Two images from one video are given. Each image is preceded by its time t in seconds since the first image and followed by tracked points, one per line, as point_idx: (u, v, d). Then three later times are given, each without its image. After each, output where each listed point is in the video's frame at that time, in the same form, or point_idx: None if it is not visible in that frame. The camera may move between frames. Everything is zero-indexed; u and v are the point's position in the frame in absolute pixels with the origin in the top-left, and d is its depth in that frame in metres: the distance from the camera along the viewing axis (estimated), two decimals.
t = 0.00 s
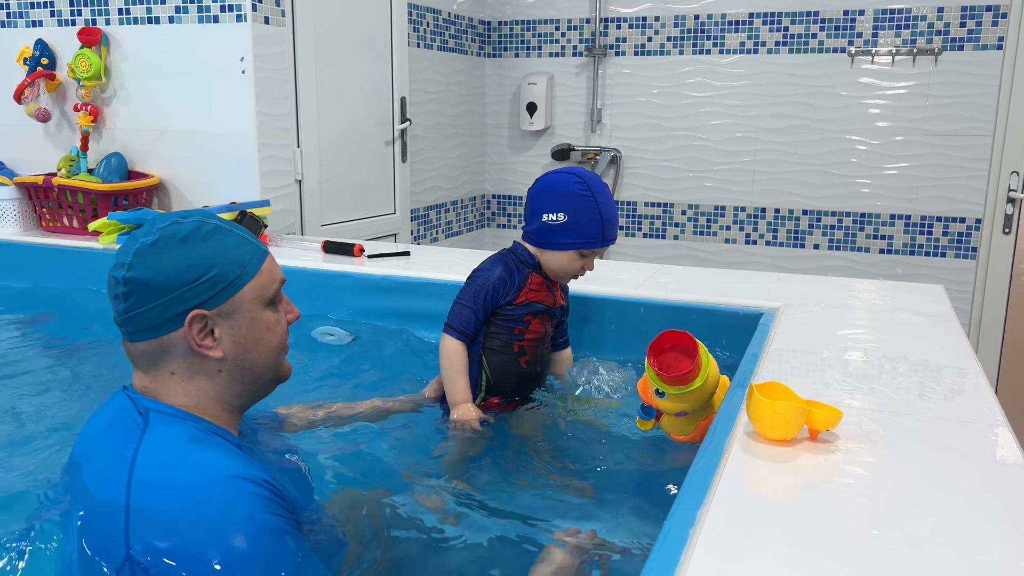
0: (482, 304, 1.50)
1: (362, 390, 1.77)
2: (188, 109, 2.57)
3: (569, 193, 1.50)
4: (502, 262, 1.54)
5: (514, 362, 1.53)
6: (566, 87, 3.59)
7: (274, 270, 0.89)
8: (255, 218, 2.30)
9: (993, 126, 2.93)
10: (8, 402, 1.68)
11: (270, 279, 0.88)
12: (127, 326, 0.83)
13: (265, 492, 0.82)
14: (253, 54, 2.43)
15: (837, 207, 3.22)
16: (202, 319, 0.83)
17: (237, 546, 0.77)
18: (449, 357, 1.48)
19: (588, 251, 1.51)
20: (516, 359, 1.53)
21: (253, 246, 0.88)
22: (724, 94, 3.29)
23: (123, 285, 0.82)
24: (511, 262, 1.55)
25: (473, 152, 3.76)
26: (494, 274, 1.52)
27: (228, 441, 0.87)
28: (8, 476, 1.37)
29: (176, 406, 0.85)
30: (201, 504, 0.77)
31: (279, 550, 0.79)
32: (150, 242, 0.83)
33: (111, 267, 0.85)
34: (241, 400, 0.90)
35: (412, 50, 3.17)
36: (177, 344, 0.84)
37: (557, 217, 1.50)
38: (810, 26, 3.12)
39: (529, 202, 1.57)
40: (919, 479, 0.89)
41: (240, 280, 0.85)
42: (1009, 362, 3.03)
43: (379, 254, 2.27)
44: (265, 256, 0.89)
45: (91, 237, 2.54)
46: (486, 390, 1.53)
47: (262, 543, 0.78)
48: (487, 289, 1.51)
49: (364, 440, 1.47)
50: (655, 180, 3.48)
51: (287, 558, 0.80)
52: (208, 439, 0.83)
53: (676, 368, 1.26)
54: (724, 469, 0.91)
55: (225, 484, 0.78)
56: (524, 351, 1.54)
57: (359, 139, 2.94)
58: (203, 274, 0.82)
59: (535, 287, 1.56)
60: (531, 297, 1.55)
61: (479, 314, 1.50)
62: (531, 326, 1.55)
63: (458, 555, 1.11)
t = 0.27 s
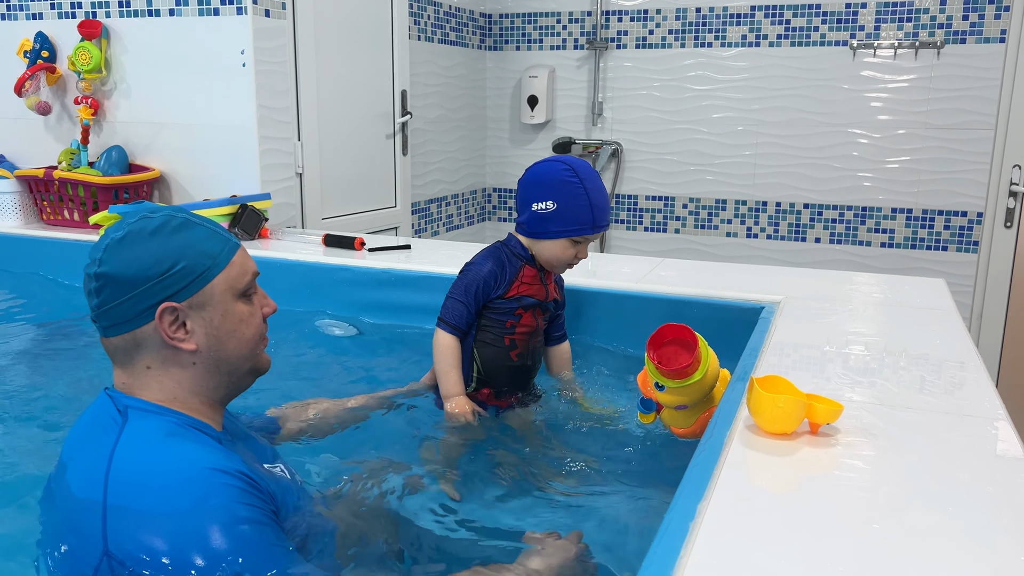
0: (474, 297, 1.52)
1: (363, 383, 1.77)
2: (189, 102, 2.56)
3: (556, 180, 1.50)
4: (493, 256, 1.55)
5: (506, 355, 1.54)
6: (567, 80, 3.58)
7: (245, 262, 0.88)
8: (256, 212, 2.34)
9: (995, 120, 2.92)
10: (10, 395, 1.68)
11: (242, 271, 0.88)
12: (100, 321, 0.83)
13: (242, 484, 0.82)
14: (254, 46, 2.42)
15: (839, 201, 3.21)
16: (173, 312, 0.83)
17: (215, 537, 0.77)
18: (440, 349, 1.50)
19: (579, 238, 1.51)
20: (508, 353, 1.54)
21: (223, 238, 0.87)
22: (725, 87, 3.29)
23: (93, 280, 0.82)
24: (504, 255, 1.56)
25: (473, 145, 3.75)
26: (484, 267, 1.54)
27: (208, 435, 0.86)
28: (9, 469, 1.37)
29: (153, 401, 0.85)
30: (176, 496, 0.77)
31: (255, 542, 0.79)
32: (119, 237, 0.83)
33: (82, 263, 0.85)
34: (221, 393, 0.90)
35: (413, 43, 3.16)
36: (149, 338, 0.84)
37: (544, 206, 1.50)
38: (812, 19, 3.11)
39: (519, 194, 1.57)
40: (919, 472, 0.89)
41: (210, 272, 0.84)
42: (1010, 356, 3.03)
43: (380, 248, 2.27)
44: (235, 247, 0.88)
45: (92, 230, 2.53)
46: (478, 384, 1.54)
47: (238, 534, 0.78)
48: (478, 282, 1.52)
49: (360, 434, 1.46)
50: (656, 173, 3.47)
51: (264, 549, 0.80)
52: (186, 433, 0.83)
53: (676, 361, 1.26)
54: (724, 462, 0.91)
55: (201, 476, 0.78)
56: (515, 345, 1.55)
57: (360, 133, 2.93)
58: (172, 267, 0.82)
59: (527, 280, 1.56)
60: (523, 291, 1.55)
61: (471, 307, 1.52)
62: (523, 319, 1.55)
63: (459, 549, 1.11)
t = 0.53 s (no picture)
0: (466, 293, 1.47)
1: (364, 377, 1.77)
2: (190, 96, 2.56)
3: (520, 161, 1.46)
4: (478, 251, 1.50)
5: (510, 348, 1.50)
6: (569, 74, 3.57)
7: (226, 256, 0.88)
8: (257, 206, 2.34)
9: (998, 113, 2.91)
10: (12, 389, 1.69)
11: (223, 265, 0.87)
12: (84, 315, 0.84)
13: (228, 479, 0.82)
14: (255, 40, 2.42)
15: (841, 195, 3.21)
16: (152, 308, 0.83)
17: (198, 535, 0.76)
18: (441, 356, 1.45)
19: (552, 217, 1.45)
20: (512, 347, 1.50)
21: (204, 231, 0.86)
22: (727, 81, 3.28)
23: (74, 275, 0.82)
24: (487, 248, 1.50)
25: (475, 139, 3.75)
26: (470, 263, 1.48)
27: (194, 429, 0.87)
28: (13, 462, 1.37)
29: (139, 395, 0.86)
30: (161, 495, 0.77)
31: (243, 538, 0.79)
32: (98, 232, 0.83)
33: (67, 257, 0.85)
34: (206, 387, 0.90)
35: (415, 36, 3.16)
36: (130, 333, 0.84)
37: (513, 188, 1.45)
38: (814, 12, 3.10)
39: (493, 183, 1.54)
40: (920, 466, 0.89)
41: (189, 266, 0.84)
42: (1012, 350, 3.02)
43: (381, 242, 2.27)
44: (217, 240, 0.87)
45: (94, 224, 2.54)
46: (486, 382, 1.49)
47: (226, 530, 0.78)
48: (467, 279, 1.47)
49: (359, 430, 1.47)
50: (658, 167, 3.47)
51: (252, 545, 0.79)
52: (172, 428, 0.83)
53: (677, 355, 1.26)
54: (726, 457, 0.92)
55: (182, 474, 0.78)
56: (518, 337, 1.51)
57: (362, 126, 2.93)
58: (150, 262, 0.82)
59: (517, 270, 1.51)
60: (515, 281, 1.50)
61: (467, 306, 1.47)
62: (522, 310, 1.51)
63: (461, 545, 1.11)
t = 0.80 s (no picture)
0: (457, 293, 1.47)
1: (366, 372, 1.77)
2: (191, 91, 2.56)
3: (485, 154, 1.45)
4: (465, 252, 1.49)
5: (511, 345, 1.49)
6: (570, 69, 3.56)
7: (228, 242, 0.87)
8: (259, 202, 2.35)
9: (1000, 109, 2.90)
10: (14, 383, 1.69)
11: (225, 250, 0.87)
12: (88, 302, 0.85)
13: (230, 467, 0.82)
14: (256, 35, 2.42)
15: (843, 190, 3.20)
16: (153, 295, 0.83)
17: (197, 523, 0.77)
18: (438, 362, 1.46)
19: (522, 208, 1.42)
20: (512, 344, 1.49)
21: (206, 217, 0.86)
22: (729, 76, 3.27)
23: (78, 262, 0.83)
24: (472, 247, 1.49)
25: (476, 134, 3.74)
26: (455, 265, 1.48)
27: (200, 416, 0.87)
28: (15, 456, 1.38)
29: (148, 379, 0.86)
30: (163, 481, 0.78)
31: (242, 526, 0.80)
32: (100, 219, 0.83)
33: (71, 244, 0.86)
34: (212, 372, 0.90)
35: (416, 31, 3.15)
36: (134, 320, 0.85)
37: (482, 181, 1.45)
38: (817, 7, 3.09)
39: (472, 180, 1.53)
40: (922, 462, 0.89)
41: (190, 253, 0.84)
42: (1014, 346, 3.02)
43: (382, 237, 2.27)
44: (220, 226, 0.87)
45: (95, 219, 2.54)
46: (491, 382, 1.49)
47: (226, 518, 0.79)
48: (454, 281, 1.47)
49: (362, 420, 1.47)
50: (659, 162, 3.46)
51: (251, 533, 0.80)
52: (177, 413, 0.84)
53: (676, 351, 1.26)
54: (726, 452, 0.92)
55: (185, 462, 0.78)
56: (518, 333, 1.50)
57: (363, 121, 2.93)
58: (151, 249, 0.82)
59: (505, 265, 1.49)
60: (505, 275, 1.49)
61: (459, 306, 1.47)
62: (517, 305, 1.49)
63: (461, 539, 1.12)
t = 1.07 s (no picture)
0: (463, 292, 1.47)
1: (368, 368, 1.78)
2: (193, 87, 2.56)
3: (483, 152, 1.44)
4: (471, 251, 1.50)
5: (516, 343, 1.50)
6: (571, 65, 3.56)
7: (255, 240, 0.88)
8: (260, 198, 2.30)
9: (1003, 105, 2.90)
10: (15, 379, 1.69)
11: (252, 249, 0.88)
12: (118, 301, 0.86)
13: (244, 463, 0.83)
14: (257, 31, 2.41)
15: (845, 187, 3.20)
16: (182, 293, 0.84)
17: (206, 515, 0.78)
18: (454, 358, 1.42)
19: (517, 206, 1.40)
20: (516, 341, 1.50)
21: (232, 216, 0.87)
22: (731, 72, 3.27)
23: (108, 261, 0.84)
24: (478, 245, 1.50)
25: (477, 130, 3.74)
26: (460, 263, 1.48)
27: (220, 411, 0.88)
28: (18, 451, 1.38)
29: (177, 371, 0.88)
30: (177, 471, 0.79)
31: (249, 522, 0.80)
32: (129, 218, 0.84)
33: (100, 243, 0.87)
34: (235, 367, 0.91)
35: (418, 27, 3.15)
36: (163, 317, 0.86)
37: (480, 179, 1.44)
38: (819, 3, 3.09)
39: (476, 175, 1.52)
40: (923, 458, 0.89)
41: (217, 252, 0.85)
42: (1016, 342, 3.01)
43: (384, 233, 2.27)
44: (245, 225, 0.88)
45: (97, 215, 2.54)
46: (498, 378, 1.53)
47: (235, 512, 0.79)
48: (460, 279, 1.47)
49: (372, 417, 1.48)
50: (661, 158, 3.46)
51: (255, 529, 0.80)
52: (197, 406, 0.85)
53: (682, 348, 1.27)
54: (728, 448, 0.92)
55: (202, 453, 0.80)
56: (523, 332, 1.50)
57: (365, 117, 2.93)
58: (179, 248, 0.83)
59: (509, 262, 1.48)
60: (509, 272, 1.48)
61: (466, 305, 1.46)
62: (522, 303, 1.49)
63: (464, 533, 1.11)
